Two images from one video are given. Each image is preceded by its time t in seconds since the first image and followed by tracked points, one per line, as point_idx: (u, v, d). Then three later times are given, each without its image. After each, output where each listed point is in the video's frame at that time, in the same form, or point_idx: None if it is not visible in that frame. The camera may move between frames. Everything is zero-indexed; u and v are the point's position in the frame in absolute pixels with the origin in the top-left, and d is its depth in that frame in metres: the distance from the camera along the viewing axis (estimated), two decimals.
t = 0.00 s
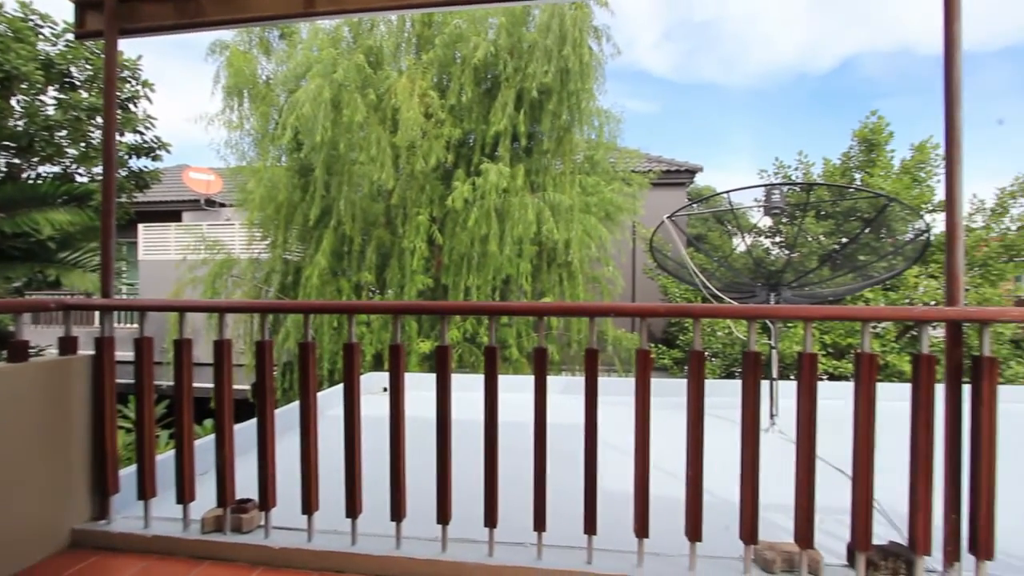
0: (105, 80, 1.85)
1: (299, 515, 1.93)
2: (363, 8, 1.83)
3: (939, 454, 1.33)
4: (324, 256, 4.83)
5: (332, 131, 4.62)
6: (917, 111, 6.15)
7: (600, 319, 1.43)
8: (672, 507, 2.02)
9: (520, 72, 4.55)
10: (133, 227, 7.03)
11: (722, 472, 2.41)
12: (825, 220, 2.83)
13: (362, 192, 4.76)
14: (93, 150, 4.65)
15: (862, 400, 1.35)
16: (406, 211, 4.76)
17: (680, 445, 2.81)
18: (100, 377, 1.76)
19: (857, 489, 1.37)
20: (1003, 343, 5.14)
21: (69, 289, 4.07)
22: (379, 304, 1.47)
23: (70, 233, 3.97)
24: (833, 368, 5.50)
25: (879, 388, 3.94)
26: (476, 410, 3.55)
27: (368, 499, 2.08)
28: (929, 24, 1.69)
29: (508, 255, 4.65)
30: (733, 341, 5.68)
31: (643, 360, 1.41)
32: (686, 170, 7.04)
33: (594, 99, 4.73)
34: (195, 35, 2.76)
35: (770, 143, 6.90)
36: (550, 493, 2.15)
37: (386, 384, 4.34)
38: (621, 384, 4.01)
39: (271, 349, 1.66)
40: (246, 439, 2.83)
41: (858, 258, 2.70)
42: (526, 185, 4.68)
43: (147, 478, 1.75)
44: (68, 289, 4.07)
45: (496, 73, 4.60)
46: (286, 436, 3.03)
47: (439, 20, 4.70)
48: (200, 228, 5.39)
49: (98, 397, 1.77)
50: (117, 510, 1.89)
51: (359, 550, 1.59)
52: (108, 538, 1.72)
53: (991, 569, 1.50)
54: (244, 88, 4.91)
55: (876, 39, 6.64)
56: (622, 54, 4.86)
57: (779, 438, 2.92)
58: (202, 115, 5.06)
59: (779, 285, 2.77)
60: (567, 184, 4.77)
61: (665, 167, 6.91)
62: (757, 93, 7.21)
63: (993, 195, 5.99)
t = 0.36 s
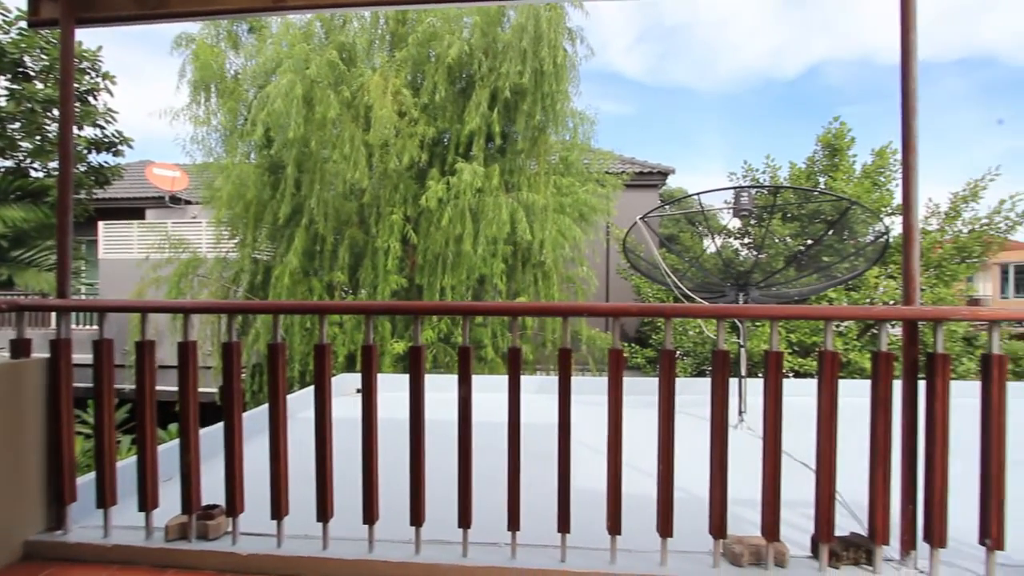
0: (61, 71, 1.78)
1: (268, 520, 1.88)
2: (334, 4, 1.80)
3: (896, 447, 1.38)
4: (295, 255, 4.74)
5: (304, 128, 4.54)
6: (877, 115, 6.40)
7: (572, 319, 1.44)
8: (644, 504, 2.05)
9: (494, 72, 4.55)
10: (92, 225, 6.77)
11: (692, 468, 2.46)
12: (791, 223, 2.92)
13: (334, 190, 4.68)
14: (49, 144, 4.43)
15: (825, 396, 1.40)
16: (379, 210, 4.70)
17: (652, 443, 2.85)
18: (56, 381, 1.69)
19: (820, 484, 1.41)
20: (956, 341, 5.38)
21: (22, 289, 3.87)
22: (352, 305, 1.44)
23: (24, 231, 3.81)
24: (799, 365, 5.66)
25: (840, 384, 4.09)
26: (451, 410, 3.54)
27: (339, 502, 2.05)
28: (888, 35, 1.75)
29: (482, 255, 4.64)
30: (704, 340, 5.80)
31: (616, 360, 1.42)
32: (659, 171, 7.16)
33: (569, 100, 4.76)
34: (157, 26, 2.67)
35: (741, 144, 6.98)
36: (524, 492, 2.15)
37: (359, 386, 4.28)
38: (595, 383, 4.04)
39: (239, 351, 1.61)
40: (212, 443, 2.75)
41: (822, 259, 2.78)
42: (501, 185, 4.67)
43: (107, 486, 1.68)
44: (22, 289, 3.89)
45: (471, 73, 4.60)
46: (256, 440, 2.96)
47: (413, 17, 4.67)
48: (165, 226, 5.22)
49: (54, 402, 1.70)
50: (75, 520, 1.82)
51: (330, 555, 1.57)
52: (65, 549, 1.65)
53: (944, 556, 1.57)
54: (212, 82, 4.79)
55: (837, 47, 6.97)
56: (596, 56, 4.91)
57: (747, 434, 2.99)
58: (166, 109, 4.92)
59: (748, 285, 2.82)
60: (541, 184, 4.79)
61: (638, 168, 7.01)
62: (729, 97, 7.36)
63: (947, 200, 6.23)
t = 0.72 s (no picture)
0: (12, 62, 1.69)
1: (236, 526, 1.83)
2: None
3: (856, 441, 1.43)
4: (264, 254, 4.63)
5: (274, 124, 4.45)
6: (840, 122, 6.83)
7: (546, 319, 1.44)
8: (617, 501, 2.07)
9: (469, 71, 4.53)
10: (48, 222, 6.48)
11: (662, 465, 2.50)
12: (757, 224, 3.03)
13: (305, 188, 4.59)
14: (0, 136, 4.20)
15: (790, 392, 1.44)
16: (351, 209, 4.63)
17: (625, 440, 2.89)
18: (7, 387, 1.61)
19: (785, 477, 1.46)
20: (912, 338, 5.63)
21: None
22: (323, 305, 1.42)
23: None
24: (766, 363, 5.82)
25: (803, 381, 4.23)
26: (425, 411, 3.52)
27: (310, 506, 2.01)
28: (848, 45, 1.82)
29: (456, 255, 4.62)
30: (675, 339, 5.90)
31: (589, 358, 1.44)
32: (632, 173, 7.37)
33: (543, 101, 4.77)
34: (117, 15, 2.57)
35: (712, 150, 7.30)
36: (497, 492, 2.15)
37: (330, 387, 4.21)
38: (569, 382, 4.08)
39: (205, 353, 1.56)
40: (176, 449, 2.67)
41: (788, 260, 2.85)
42: (475, 185, 4.66)
43: (63, 496, 1.61)
44: None
45: (445, 72, 4.58)
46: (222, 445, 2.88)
47: (386, 14, 4.62)
48: (126, 223, 5.04)
49: (4, 409, 1.62)
50: (27, 532, 1.74)
51: (300, 559, 1.54)
52: (16, 562, 1.58)
53: (901, 545, 1.63)
54: (176, 76, 4.64)
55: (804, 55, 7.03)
56: (569, 57, 4.92)
57: (716, 431, 3.06)
58: (128, 103, 4.76)
59: (717, 285, 2.88)
60: (515, 185, 4.79)
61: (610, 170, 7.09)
62: (701, 101, 7.44)
63: (904, 203, 6.51)
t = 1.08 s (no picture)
0: None
1: (202, 534, 1.78)
2: None
3: (820, 437, 1.48)
4: (233, 255, 4.52)
5: (244, 121, 4.35)
6: (805, 127, 6.79)
7: (520, 320, 1.45)
8: (590, 500, 2.09)
9: (444, 71, 4.51)
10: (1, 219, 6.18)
11: (634, 463, 2.54)
12: (728, 226, 3.06)
13: (276, 187, 4.49)
14: None
15: (757, 391, 1.48)
16: (324, 208, 4.56)
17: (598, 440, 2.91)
18: None
19: (753, 473, 1.49)
20: (873, 337, 5.85)
21: None
22: (292, 306, 1.38)
23: None
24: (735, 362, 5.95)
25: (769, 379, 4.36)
26: (400, 413, 3.49)
27: (279, 512, 1.96)
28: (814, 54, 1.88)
29: (430, 255, 4.59)
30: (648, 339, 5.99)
31: (563, 358, 1.44)
32: (606, 175, 7.40)
33: (518, 102, 4.78)
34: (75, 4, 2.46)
35: (685, 149, 7.35)
36: (472, 495, 2.14)
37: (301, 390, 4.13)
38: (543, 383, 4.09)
39: (169, 355, 1.50)
40: (138, 456, 2.57)
41: (757, 262, 2.93)
42: (450, 185, 4.63)
43: (15, 507, 1.54)
44: None
45: (420, 72, 4.55)
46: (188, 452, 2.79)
47: (361, 11, 4.57)
48: (87, 221, 4.86)
49: None
50: None
51: (269, 566, 1.50)
52: None
53: (862, 537, 1.69)
54: (141, 70, 4.48)
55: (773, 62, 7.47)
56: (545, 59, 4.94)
57: (688, 429, 3.11)
58: (88, 96, 4.56)
59: (689, 286, 2.95)
60: (490, 185, 4.78)
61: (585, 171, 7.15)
62: (674, 103, 7.69)
63: (866, 207, 6.75)
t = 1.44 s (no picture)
0: None
1: (162, 544, 1.71)
2: None
3: (782, 432, 1.52)
4: (196, 254, 4.37)
5: (207, 116, 4.22)
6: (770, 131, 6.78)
7: (491, 320, 1.45)
8: (561, 499, 2.10)
9: (416, 69, 4.48)
10: None
11: (604, 461, 2.57)
12: (696, 227, 3.13)
13: (241, 184, 4.37)
14: None
15: (722, 387, 1.51)
16: (292, 207, 4.47)
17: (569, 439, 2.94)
18: None
19: (719, 468, 1.53)
20: (832, 335, 6.06)
21: None
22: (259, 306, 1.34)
23: None
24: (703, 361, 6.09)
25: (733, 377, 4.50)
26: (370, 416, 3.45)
27: (245, 519, 1.91)
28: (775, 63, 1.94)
29: (401, 255, 4.52)
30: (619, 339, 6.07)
31: (534, 358, 1.45)
32: (577, 175, 7.20)
33: (491, 102, 4.77)
34: None
35: (655, 151, 7.54)
36: (443, 497, 2.12)
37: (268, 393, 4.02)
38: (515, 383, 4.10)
39: (127, 358, 1.43)
40: (92, 464, 2.46)
41: (723, 262, 2.99)
42: (422, 185, 4.59)
43: None
44: None
45: (391, 69, 4.50)
46: (148, 459, 2.68)
47: (330, 7, 4.50)
48: (38, 219, 4.64)
49: None
50: None
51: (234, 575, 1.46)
52: None
53: (822, 528, 1.75)
54: (97, 61, 4.30)
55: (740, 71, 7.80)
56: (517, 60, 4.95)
57: (657, 426, 3.16)
58: (38, 87, 4.32)
59: (658, 286, 2.98)
60: (463, 185, 4.76)
61: (557, 172, 7.18)
62: (643, 107, 7.98)
63: (826, 210, 6.98)
